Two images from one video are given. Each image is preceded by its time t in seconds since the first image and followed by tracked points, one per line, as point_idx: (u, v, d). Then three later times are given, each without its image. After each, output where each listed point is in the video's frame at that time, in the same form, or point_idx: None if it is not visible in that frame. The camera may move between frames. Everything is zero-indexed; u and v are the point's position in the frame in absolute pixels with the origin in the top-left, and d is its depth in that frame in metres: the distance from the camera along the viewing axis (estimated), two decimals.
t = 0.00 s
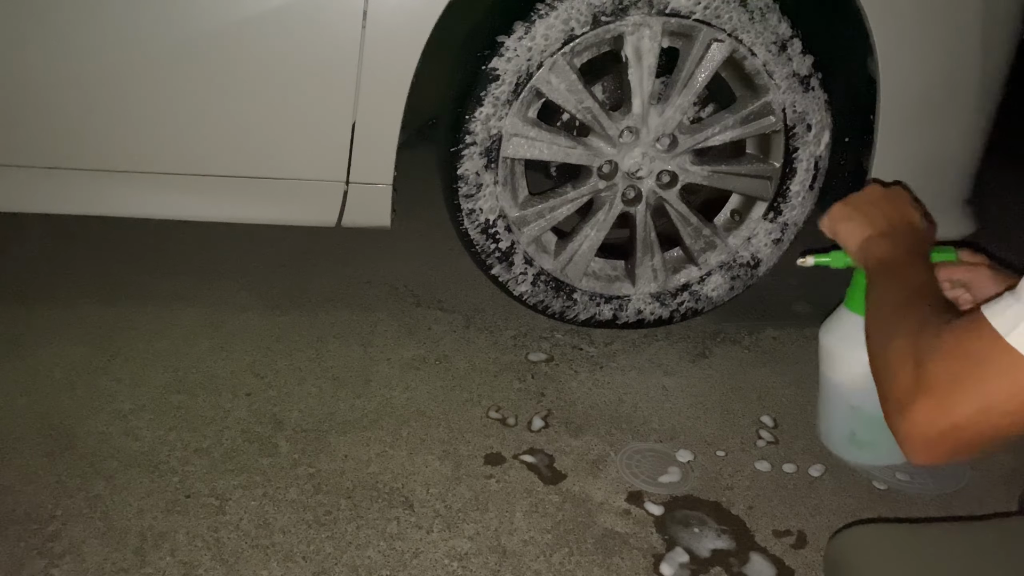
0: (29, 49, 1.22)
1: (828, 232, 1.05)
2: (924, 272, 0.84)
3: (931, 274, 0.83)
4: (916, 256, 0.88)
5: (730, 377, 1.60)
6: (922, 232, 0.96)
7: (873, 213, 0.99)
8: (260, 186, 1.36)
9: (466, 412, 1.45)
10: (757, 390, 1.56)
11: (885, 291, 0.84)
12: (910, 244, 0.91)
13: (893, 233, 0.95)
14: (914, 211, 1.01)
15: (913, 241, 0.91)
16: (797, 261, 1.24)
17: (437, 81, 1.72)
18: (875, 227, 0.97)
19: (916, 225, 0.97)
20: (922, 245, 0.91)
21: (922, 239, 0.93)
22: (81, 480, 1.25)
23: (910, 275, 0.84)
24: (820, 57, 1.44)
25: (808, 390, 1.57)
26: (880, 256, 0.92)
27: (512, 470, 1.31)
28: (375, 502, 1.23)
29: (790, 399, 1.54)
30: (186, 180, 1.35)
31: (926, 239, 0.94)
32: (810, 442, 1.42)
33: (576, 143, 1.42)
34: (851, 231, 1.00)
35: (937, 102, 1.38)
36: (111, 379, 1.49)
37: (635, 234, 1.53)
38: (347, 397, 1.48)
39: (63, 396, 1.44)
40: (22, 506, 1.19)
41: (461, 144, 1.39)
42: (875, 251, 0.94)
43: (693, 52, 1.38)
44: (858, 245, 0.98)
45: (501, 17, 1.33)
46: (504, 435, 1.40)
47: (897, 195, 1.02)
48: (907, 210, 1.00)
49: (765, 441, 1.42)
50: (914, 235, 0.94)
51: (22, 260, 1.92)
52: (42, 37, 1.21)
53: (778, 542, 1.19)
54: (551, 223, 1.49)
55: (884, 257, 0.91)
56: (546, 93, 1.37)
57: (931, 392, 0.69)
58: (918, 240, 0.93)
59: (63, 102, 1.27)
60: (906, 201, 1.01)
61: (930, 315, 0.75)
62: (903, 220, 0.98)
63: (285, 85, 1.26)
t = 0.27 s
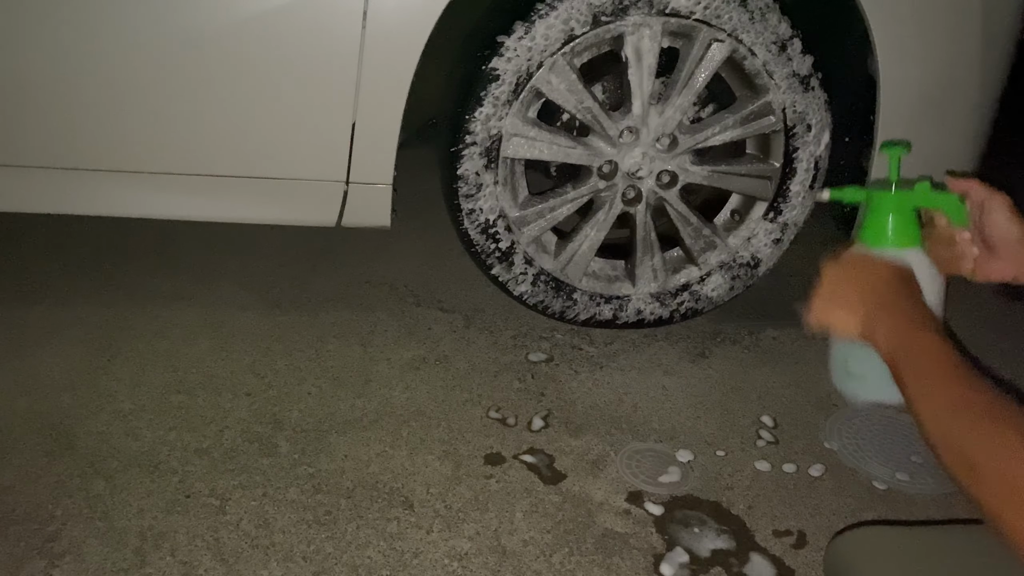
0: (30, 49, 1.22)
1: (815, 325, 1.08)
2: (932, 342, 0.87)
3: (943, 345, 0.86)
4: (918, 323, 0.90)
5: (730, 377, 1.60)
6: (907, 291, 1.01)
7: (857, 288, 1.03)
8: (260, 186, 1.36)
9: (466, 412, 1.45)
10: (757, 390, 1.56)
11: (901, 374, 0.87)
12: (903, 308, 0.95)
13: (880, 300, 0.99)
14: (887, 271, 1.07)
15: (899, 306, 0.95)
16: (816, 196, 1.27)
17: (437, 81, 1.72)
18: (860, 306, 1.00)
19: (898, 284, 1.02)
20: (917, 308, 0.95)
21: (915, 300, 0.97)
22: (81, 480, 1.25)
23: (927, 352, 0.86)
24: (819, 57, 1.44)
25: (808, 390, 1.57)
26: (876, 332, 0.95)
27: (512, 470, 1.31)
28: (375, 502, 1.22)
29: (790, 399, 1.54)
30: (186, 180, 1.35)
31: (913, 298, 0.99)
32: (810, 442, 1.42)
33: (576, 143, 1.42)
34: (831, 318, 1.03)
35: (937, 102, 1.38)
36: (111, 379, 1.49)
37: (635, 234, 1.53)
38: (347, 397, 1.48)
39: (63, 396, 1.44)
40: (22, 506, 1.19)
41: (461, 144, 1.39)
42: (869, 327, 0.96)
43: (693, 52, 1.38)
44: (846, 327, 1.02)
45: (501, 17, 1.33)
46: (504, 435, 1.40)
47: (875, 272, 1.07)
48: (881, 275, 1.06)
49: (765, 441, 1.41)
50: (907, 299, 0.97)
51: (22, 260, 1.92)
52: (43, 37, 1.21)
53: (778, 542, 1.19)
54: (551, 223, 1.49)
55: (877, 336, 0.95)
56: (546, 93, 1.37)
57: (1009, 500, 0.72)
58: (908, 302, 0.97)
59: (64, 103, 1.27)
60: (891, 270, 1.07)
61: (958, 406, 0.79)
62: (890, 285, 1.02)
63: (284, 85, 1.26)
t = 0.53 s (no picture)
0: (29, 49, 1.22)
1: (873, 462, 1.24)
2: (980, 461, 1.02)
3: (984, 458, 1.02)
4: (958, 443, 1.07)
5: (730, 377, 1.60)
6: (963, 424, 1.14)
7: (898, 439, 1.20)
8: (260, 186, 1.36)
9: (466, 412, 1.45)
10: (757, 390, 1.56)
11: (951, 483, 1.03)
12: (958, 440, 1.07)
13: (928, 430, 1.15)
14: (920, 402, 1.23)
15: (947, 434, 1.10)
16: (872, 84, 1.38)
17: (438, 80, 1.72)
18: (913, 450, 1.15)
19: (957, 418, 1.15)
20: (964, 434, 1.09)
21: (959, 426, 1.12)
22: (81, 480, 1.24)
23: (967, 453, 1.05)
24: (819, 57, 1.44)
25: (808, 389, 1.57)
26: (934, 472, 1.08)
27: (512, 470, 1.31)
28: (375, 502, 1.22)
29: (790, 399, 1.54)
30: (185, 180, 1.35)
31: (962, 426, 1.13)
32: (809, 442, 1.42)
33: (576, 143, 1.42)
34: (896, 467, 1.19)
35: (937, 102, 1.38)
36: (111, 379, 1.49)
37: (635, 234, 1.53)
38: (347, 397, 1.48)
39: (63, 395, 1.44)
40: (22, 506, 1.19)
41: (461, 144, 1.39)
42: (929, 468, 1.11)
43: (693, 52, 1.38)
44: (895, 465, 1.18)
45: (501, 17, 1.33)
46: (504, 435, 1.40)
47: (902, 411, 1.23)
48: (914, 406, 1.21)
49: (765, 441, 1.42)
50: (950, 421, 1.14)
51: (22, 260, 1.92)
52: (42, 37, 1.21)
53: (778, 542, 1.19)
54: (551, 223, 1.49)
55: (927, 461, 1.11)
56: (546, 93, 1.36)
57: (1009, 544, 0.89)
58: (964, 429, 1.12)
59: (63, 102, 1.27)
60: (918, 405, 1.21)
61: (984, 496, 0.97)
62: (935, 417, 1.17)
63: (284, 85, 1.26)
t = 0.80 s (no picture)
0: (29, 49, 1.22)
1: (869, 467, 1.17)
2: (969, 457, 0.97)
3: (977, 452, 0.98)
4: (956, 439, 1.02)
5: (731, 377, 1.60)
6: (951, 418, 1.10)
7: (892, 440, 1.13)
8: (260, 187, 1.36)
9: (466, 412, 1.45)
10: (757, 390, 1.56)
11: (953, 484, 0.97)
12: (946, 436, 1.04)
13: (914, 431, 1.10)
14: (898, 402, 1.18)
15: (943, 431, 1.05)
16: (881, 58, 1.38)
17: (438, 80, 1.72)
18: (910, 448, 1.09)
19: (943, 413, 1.12)
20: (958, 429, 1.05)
21: (948, 421, 1.08)
22: (81, 480, 1.25)
23: (958, 456, 0.99)
24: (819, 57, 1.44)
25: (808, 389, 1.57)
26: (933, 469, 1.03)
27: (512, 470, 1.31)
28: (375, 502, 1.22)
29: (790, 399, 1.54)
30: (186, 180, 1.35)
31: (948, 420, 1.09)
32: (809, 442, 1.42)
33: (576, 143, 1.42)
34: (895, 469, 1.11)
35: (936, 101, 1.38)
36: (111, 379, 1.49)
37: (635, 234, 1.53)
38: (347, 397, 1.48)
39: (63, 396, 1.44)
40: (22, 506, 1.19)
41: (461, 144, 1.39)
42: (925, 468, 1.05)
43: (693, 52, 1.38)
44: (889, 466, 1.12)
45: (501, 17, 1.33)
46: (504, 435, 1.40)
47: (894, 410, 1.17)
48: (897, 407, 1.17)
49: (765, 441, 1.41)
50: (939, 417, 1.10)
51: (22, 261, 1.92)
52: (42, 37, 1.21)
53: (778, 542, 1.19)
54: (551, 223, 1.49)
55: (922, 460, 1.06)
56: (546, 93, 1.36)
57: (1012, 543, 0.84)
58: (950, 423, 1.08)
59: (62, 102, 1.27)
60: (907, 403, 1.16)
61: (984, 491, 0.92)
62: (923, 416, 1.12)
63: (284, 85, 1.26)
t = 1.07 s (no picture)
0: (30, 49, 1.22)
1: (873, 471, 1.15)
2: (974, 455, 0.96)
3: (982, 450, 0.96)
4: (960, 439, 1.01)
5: (731, 377, 1.60)
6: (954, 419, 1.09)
7: (895, 442, 1.11)
8: (260, 186, 1.36)
9: (466, 412, 1.45)
10: (757, 390, 1.56)
11: (958, 485, 0.95)
12: (948, 436, 1.03)
13: (917, 433, 1.08)
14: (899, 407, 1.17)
15: (946, 432, 1.04)
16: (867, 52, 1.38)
17: (438, 80, 1.72)
18: (913, 450, 1.07)
19: (945, 415, 1.10)
20: (962, 430, 1.04)
21: (950, 422, 1.07)
22: (81, 480, 1.25)
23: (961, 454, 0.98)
24: (819, 57, 1.45)
25: (808, 389, 1.57)
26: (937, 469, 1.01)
27: (512, 470, 1.31)
28: (375, 502, 1.22)
29: (790, 399, 1.54)
30: (186, 180, 1.35)
31: (951, 420, 1.08)
32: (809, 442, 1.42)
33: (576, 143, 1.42)
34: (898, 471, 1.09)
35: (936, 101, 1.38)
36: (111, 379, 1.49)
37: (635, 234, 1.53)
38: (347, 397, 1.48)
39: (63, 396, 1.44)
40: (22, 506, 1.19)
41: (461, 144, 1.39)
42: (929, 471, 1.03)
43: (693, 51, 1.38)
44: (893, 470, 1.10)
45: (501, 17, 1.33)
46: (504, 435, 1.40)
47: (897, 412, 1.15)
48: (899, 409, 1.15)
49: (765, 441, 1.41)
50: (941, 418, 1.09)
51: (22, 261, 1.92)
52: (42, 36, 1.21)
53: (778, 542, 1.19)
54: (551, 223, 1.49)
55: (926, 462, 1.04)
56: (546, 93, 1.36)
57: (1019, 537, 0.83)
58: (953, 424, 1.07)
59: (63, 102, 1.27)
60: (910, 406, 1.15)
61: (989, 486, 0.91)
62: (925, 418, 1.11)
63: (283, 85, 1.26)
